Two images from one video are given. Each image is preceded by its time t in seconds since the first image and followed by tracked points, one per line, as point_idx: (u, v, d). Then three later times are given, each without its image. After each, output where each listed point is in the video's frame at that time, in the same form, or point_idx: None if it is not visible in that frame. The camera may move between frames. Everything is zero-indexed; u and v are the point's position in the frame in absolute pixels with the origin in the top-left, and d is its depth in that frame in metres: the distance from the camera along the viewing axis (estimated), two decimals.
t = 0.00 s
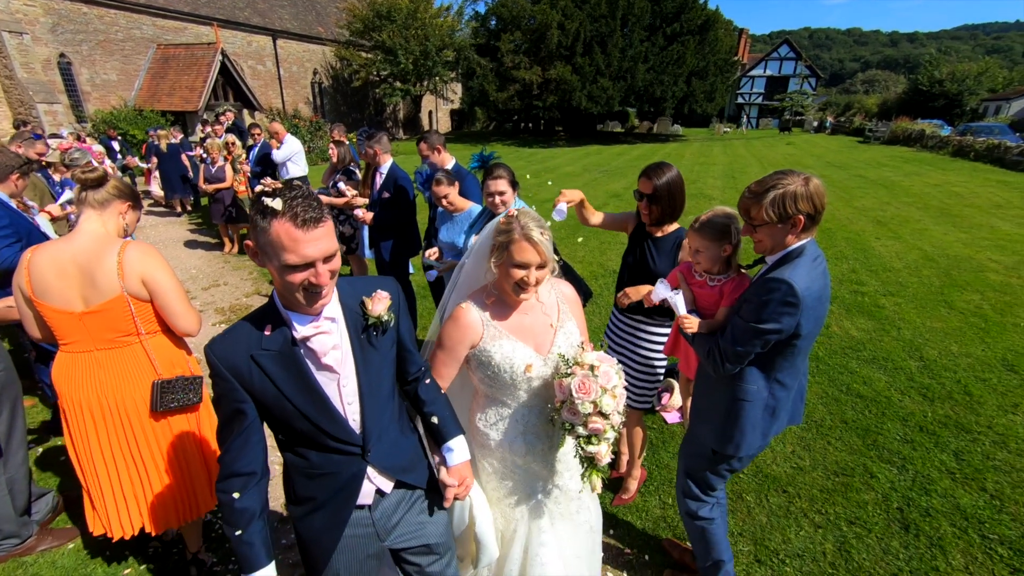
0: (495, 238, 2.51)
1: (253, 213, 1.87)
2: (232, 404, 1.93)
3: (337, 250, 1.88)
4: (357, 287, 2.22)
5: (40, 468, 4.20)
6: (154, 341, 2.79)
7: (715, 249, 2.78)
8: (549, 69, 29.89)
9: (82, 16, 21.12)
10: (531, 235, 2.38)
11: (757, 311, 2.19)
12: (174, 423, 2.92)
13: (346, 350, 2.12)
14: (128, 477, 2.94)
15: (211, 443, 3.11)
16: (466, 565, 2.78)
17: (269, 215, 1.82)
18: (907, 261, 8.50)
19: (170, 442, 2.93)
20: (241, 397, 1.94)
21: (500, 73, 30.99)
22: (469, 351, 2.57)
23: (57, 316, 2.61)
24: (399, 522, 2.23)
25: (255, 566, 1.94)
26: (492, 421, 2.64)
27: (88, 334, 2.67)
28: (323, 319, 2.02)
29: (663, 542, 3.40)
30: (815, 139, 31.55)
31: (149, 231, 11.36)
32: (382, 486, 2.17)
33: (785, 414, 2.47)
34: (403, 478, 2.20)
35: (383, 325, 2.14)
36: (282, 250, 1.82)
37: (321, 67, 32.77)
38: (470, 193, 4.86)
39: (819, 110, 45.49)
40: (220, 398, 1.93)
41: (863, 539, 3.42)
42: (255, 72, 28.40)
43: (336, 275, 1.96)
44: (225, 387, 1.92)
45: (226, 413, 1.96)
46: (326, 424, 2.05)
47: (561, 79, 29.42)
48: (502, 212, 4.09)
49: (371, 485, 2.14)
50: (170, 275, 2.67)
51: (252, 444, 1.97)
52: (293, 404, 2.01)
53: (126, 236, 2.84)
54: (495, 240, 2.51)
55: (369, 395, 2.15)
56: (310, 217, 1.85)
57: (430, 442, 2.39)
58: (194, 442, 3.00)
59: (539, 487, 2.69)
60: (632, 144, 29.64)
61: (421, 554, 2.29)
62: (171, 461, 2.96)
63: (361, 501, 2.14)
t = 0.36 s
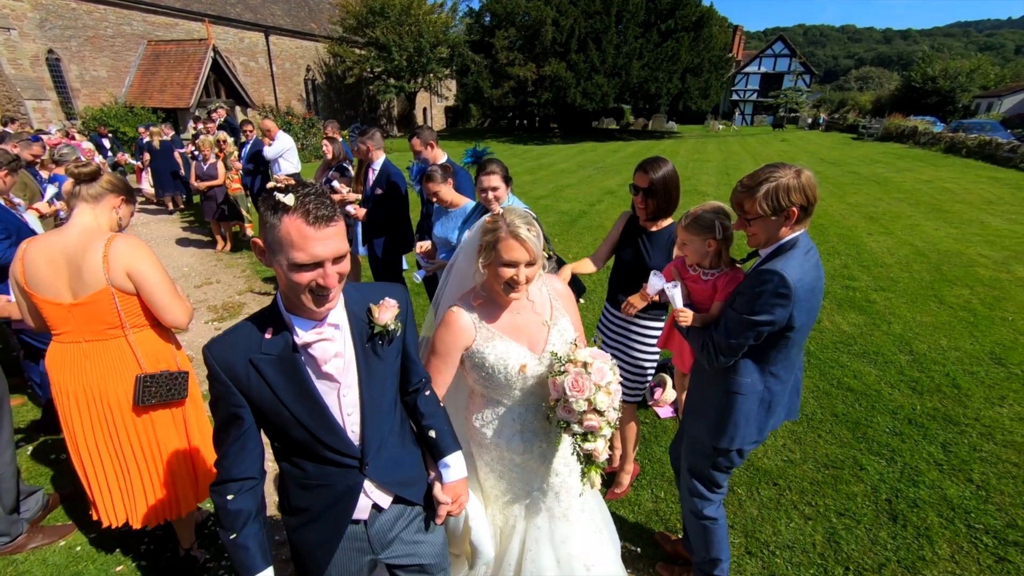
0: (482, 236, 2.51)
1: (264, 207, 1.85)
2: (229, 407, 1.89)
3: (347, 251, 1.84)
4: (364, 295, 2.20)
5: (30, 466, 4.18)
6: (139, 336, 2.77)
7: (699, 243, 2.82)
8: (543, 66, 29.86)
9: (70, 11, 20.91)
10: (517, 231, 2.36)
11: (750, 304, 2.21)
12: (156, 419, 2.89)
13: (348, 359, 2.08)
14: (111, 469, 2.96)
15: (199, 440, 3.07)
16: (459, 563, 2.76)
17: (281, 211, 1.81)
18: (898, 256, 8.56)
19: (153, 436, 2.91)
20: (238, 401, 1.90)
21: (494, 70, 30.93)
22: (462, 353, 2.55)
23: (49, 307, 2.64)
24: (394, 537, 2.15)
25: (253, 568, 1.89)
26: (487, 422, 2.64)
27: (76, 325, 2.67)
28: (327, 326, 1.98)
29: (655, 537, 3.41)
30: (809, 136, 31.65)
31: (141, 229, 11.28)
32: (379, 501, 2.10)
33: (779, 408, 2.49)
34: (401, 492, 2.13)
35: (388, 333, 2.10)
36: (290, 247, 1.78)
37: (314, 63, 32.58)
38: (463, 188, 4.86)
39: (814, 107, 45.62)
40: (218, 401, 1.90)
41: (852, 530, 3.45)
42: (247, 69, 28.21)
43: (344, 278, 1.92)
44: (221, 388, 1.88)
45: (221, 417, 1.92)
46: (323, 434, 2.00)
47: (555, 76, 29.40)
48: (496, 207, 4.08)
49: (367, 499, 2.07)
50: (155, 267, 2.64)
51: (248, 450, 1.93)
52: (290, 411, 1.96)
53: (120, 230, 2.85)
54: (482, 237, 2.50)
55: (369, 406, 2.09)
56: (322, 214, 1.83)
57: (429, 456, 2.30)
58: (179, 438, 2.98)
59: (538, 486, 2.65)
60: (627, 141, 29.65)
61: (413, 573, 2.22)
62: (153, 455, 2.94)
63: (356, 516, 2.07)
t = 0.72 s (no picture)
0: (479, 236, 2.51)
1: (292, 210, 1.79)
2: (236, 413, 1.81)
3: (374, 257, 1.78)
4: (384, 304, 2.13)
5: (22, 464, 4.16)
6: (120, 328, 2.75)
7: (690, 238, 2.86)
8: (538, 63, 29.83)
9: (60, 6, 20.71)
10: (515, 232, 2.36)
11: (746, 300, 2.23)
12: (136, 408, 2.88)
13: (364, 370, 1.99)
14: (93, 453, 2.94)
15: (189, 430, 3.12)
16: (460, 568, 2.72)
17: (311, 212, 1.76)
18: (890, 252, 8.62)
19: (135, 427, 2.90)
20: (247, 409, 1.82)
21: (488, 66, 30.88)
22: (461, 355, 2.54)
23: (41, 295, 2.68)
24: (397, 559, 2.03)
25: None
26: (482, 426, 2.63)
27: (65, 314, 2.69)
28: (344, 335, 1.90)
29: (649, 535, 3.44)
30: (801, 133, 31.80)
31: (132, 226, 11.20)
32: (387, 522, 1.99)
33: (778, 402, 2.52)
34: (408, 514, 2.01)
35: (407, 345, 2.02)
36: (318, 249, 1.73)
37: (307, 60, 32.39)
38: (456, 185, 4.87)
39: (807, 104, 45.83)
40: (225, 408, 1.82)
41: (842, 523, 3.48)
42: (240, 65, 28.01)
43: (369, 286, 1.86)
44: (228, 392, 1.80)
45: (227, 425, 1.83)
46: (333, 447, 1.90)
47: (549, 73, 29.37)
48: (490, 202, 4.08)
49: (371, 521, 1.96)
50: (135, 258, 2.60)
51: (254, 460, 1.85)
52: (300, 423, 1.87)
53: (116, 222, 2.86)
54: (478, 238, 2.51)
55: (383, 422, 2.00)
56: (352, 218, 1.79)
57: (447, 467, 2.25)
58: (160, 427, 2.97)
59: (541, 481, 2.62)
60: (621, 138, 29.68)
61: None
62: (134, 444, 2.93)
63: (359, 537, 1.95)
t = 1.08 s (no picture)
0: (485, 237, 2.43)
1: (325, 205, 1.71)
2: (251, 419, 1.69)
3: (409, 256, 1.71)
4: (409, 307, 2.06)
5: (9, 464, 4.09)
6: (97, 320, 2.82)
7: (688, 234, 2.83)
8: (531, 60, 29.73)
9: (49, 2, 20.44)
10: (524, 232, 2.31)
11: (746, 293, 2.19)
12: (114, 400, 2.94)
13: (387, 374, 1.91)
14: (80, 443, 3.01)
15: (188, 425, 3.26)
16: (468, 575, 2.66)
17: (345, 206, 1.68)
18: (882, 249, 8.63)
19: (113, 418, 2.97)
20: (264, 417, 1.70)
21: (482, 64, 30.77)
22: (463, 363, 2.43)
23: (35, 280, 2.81)
24: None
25: None
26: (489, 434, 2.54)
27: (51, 300, 2.80)
28: (369, 338, 1.81)
29: (641, 530, 3.41)
30: (795, 131, 31.83)
31: (122, 224, 11.06)
32: (403, 534, 1.89)
33: (775, 393, 2.50)
34: (424, 527, 1.92)
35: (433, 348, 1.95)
36: (353, 245, 1.64)
37: (299, 57, 32.12)
38: (450, 183, 4.79)
39: (801, 103, 45.97)
40: (241, 415, 1.70)
41: (832, 518, 3.45)
42: (232, 62, 27.75)
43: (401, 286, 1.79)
44: (244, 395, 1.68)
45: (242, 432, 1.71)
46: (354, 456, 1.80)
47: (543, 70, 29.28)
48: (482, 200, 4.02)
49: (388, 535, 1.87)
50: (106, 249, 2.64)
51: (269, 470, 1.73)
52: (320, 429, 1.77)
53: (109, 210, 2.92)
54: (484, 238, 2.43)
55: (404, 429, 1.90)
56: (389, 214, 1.72)
57: (461, 476, 2.15)
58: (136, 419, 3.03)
59: (542, 490, 2.55)
60: (615, 136, 29.62)
61: None
62: (114, 434, 3.00)
63: (376, 552, 1.85)
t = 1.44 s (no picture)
0: (498, 240, 2.43)
1: (357, 197, 1.68)
2: (268, 425, 1.61)
3: (441, 250, 1.69)
4: (431, 309, 2.05)
5: None
6: (73, 316, 2.84)
7: (684, 230, 2.82)
8: (524, 58, 29.70)
9: None
10: (539, 234, 2.33)
11: (751, 284, 2.24)
12: (87, 398, 2.95)
13: (409, 377, 1.87)
14: (69, 450, 3.08)
15: (170, 428, 3.19)
16: None
17: (378, 197, 1.65)
18: (873, 246, 8.69)
19: (88, 414, 2.98)
20: (283, 422, 1.62)
21: (475, 62, 30.73)
22: (473, 374, 2.39)
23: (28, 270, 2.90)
24: None
25: None
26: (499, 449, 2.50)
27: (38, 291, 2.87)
28: (391, 338, 1.76)
29: (634, 526, 3.42)
30: (787, 129, 32.04)
31: (112, 223, 10.96)
32: (420, 544, 1.85)
33: (771, 377, 2.59)
34: (442, 536, 1.89)
35: (454, 350, 1.92)
36: (385, 240, 1.61)
37: (291, 55, 31.90)
38: (443, 181, 4.80)
39: (793, 100, 46.23)
40: (258, 421, 1.61)
41: (823, 513, 3.48)
42: (222, 60, 27.55)
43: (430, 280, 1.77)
44: (259, 398, 1.60)
45: (258, 437, 1.62)
46: (376, 465, 1.72)
47: (536, 68, 29.25)
48: (475, 198, 4.00)
49: (407, 546, 1.83)
50: (87, 244, 2.65)
51: (284, 479, 1.64)
52: (341, 435, 1.69)
53: (101, 201, 2.93)
54: (497, 242, 2.43)
55: (426, 433, 1.85)
56: (423, 206, 1.70)
57: (464, 490, 2.09)
58: (109, 417, 3.02)
59: (547, 511, 2.55)
60: (609, 133, 29.67)
61: None
62: (90, 428, 3.01)
63: (395, 564, 1.83)
